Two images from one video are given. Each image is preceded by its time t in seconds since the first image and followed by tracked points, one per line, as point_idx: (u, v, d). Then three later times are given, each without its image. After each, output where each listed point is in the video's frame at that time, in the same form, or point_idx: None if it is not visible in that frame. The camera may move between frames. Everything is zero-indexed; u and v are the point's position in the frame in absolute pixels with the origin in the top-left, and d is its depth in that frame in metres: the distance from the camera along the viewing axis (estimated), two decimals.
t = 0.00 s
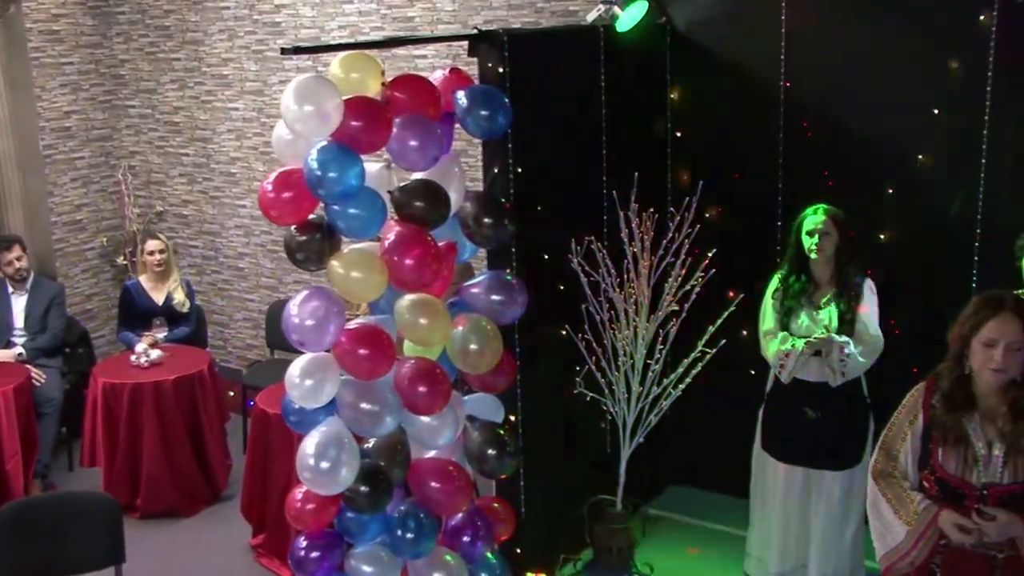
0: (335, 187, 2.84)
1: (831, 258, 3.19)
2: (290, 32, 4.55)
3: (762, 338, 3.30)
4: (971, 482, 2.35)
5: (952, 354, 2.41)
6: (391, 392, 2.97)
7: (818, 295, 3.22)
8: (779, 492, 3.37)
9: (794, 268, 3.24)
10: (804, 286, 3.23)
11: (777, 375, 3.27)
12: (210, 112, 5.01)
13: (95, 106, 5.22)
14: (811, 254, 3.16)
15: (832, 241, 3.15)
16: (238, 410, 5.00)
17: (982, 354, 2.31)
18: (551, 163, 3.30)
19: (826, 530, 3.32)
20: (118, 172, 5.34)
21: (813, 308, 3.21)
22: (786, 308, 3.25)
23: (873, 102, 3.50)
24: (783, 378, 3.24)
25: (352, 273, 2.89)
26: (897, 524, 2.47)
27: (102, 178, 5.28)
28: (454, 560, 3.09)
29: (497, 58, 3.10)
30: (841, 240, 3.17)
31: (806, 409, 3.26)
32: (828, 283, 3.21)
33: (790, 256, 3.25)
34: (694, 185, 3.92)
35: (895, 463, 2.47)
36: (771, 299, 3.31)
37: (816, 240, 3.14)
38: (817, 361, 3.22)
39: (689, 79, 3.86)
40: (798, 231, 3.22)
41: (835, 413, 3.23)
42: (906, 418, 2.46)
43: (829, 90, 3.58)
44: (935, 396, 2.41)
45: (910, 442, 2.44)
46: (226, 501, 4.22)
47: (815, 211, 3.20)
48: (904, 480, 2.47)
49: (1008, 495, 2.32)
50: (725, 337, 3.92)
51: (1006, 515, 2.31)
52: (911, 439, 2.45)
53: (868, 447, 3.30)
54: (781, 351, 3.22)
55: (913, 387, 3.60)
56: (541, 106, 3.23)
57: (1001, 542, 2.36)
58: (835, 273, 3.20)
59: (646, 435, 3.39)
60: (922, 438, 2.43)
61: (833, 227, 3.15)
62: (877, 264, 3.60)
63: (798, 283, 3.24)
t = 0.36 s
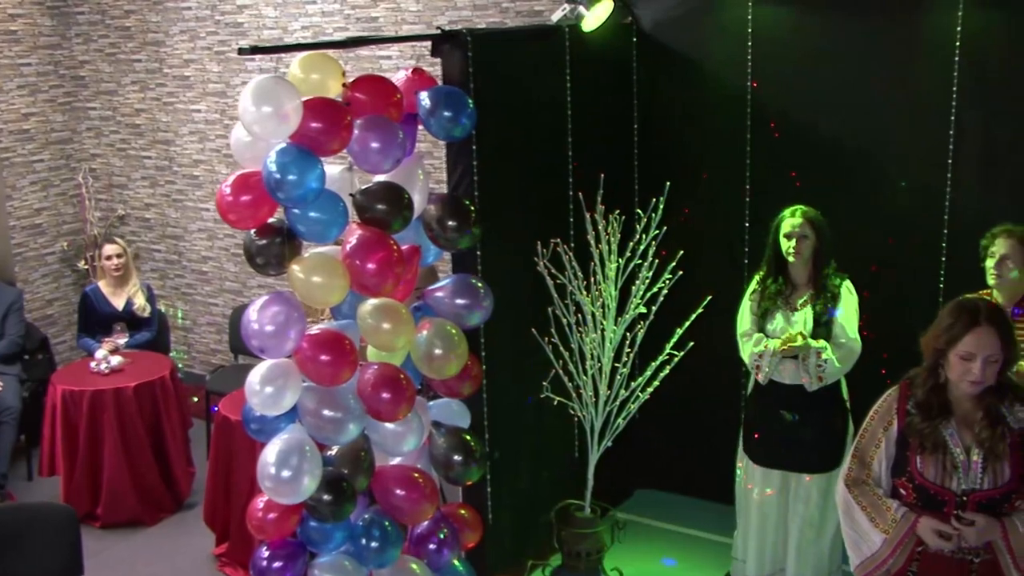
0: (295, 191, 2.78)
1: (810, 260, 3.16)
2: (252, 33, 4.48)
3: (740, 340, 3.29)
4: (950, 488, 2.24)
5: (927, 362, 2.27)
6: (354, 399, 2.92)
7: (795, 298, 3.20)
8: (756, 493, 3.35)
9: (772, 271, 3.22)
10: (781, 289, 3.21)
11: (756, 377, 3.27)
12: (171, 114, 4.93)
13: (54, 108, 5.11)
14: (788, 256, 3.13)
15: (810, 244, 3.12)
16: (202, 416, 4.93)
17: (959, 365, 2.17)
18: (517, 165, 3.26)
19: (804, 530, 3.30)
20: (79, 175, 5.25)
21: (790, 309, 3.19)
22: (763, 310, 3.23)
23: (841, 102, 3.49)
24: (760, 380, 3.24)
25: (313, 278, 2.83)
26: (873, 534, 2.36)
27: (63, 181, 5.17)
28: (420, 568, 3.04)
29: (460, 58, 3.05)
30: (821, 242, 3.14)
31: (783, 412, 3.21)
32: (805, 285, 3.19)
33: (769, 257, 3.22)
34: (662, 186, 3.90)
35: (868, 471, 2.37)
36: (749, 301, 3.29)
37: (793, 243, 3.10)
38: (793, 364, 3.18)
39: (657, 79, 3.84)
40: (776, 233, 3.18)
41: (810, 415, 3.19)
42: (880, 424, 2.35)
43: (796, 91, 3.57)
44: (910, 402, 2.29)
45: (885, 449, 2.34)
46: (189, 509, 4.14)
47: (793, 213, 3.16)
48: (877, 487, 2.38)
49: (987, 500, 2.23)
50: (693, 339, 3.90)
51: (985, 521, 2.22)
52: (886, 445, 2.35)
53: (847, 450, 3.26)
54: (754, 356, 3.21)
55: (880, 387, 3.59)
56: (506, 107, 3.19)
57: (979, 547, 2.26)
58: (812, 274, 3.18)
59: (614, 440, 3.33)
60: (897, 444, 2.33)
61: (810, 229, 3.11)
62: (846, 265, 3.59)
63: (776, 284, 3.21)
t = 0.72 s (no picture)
0: (258, 193, 2.71)
1: (784, 262, 3.14)
2: (219, 33, 4.42)
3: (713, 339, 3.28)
4: (941, 495, 2.16)
5: (907, 372, 2.16)
6: (321, 405, 2.86)
7: (767, 301, 3.19)
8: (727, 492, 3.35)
9: (746, 272, 3.22)
10: (754, 292, 3.22)
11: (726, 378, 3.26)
12: (137, 116, 4.85)
13: (17, 109, 5.02)
14: (765, 260, 3.11)
15: (787, 248, 3.10)
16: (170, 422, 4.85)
17: (945, 374, 2.08)
18: (486, 166, 3.22)
19: (774, 533, 3.28)
20: (43, 177, 5.16)
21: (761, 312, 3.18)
22: (736, 311, 3.22)
23: (812, 102, 3.48)
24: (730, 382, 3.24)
25: (277, 282, 2.78)
26: (863, 549, 2.25)
27: (26, 183, 5.08)
28: None
29: (427, 57, 3.01)
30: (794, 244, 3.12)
31: (754, 414, 3.20)
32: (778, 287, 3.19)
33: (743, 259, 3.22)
34: (632, 186, 3.87)
35: (851, 485, 2.25)
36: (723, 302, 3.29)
37: (771, 247, 3.08)
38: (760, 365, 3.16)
39: (627, 79, 3.81)
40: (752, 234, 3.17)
41: (784, 418, 3.16)
42: (860, 435, 2.22)
43: (767, 90, 3.55)
44: (892, 412, 2.19)
45: (868, 460, 2.22)
46: (155, 516, 4.07)
47: (771, 214, 3.15)
48: (859, 499, 2.26)
49: (976, 503, 2.16)
50: (666, 341, 3.88)
51: (975, 524, 2.16)
52: (868, 457, 2.22)
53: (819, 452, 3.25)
54: (723, 354, 3.19)
55: (853, 389, 3.58)
56: (474, 108, 3.16)
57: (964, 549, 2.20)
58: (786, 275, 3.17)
59: (585, 443, 3.32)
60: (880, 455, 2.21)
61: (788, 233, 3.09)
62: (818, 266, 3.57)
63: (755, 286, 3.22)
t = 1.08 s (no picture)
0: (220, 198, 2.65)
1: (756, 263, 3.13)
2: (184, 34, 4.36)
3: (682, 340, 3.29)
4: (926, 499, 2.12)
5: (881, 375, 2.12)
6: (287, 412, 2.82)
7: (738, 302, 3.18)
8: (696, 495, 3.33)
9: (717, 273, 3.21)
10: (724, 292, 3.20)
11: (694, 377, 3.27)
12: (102, 118, 4.77)
13: None
14: (737, 259, 3.10)
15: (758, 247, 3.09)
16: (137, 429, 4.78)
17: (921, 369, 2.06)
18: (455, 169, 3.18)
19: (744, 535, 3.27)
20: (6, 181, 5.07)
21: (731, 313, 3.18)
22: (705, 312, 3.23)
23: (782, 103, 3.46)
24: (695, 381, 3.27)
25: (241, 288, 2.72)
26: (852, 562, 2.18)
27: None
28: None
29: (393, 59, 2.97)
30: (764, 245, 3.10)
31: (722, 416, 3.18)
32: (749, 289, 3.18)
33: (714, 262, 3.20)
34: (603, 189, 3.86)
35: (834, 498, 2.19)
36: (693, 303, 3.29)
37: (742, 246, 3.07)
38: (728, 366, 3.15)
39: (598, 80, 3.79)
40: (723, 235, 3.16)
41: (754, 421, 3.14)
42: (840, 446, 2.17)
43: (738, 91, 3.54)
44: (869, 419, 2.15)
45: (850, 471, 2.16)
46: (122, 525, 4.00)
47: (741, 215, 3.13)
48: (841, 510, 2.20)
49: (956, 504, 2.14)
50: (638, 345, 3.85)
51: (956, 525, 2.14)
52: (850, 468, 2.16)
53: (789, 454, 3.23)
54: (693, 356, 3.22)
55: (824, 391, 3.57)
56: (442, 111, 3.12)
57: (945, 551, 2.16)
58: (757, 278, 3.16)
59: (557, 448, 3.30)
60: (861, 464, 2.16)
61: (759, 232, 3.08)
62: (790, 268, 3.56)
63: (722, 288, 3.20)
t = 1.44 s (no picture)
0: (183, 203, 2.59)
1: (726, 266, 3.12)
2: (151, 35, 4.30)
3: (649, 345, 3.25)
4: (898, 508, 2.09)
5: (846, 383, 2.14)
6: (253, 419, 2.77)
7: (707, 306, 3.16)
8: (666, 500, 3.31)
9: (686, 276, 3.19)
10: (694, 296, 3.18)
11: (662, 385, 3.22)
12: (68, 120, 4.70)
13: None
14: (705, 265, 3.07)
15: (727, 250, 3.06)
16: (104, 436, 4.70)
17: (883, 375, 2.07)
18: (424, 171, 3.15)
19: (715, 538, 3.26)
20: None
21: (701, 318, 3.15)
22: (672, 316, 3.20)
23: (754, 104, 3.45)
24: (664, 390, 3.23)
25: (205, 293, 2.67)
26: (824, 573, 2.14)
27: None
28: None
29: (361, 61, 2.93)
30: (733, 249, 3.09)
31: (690, 421, 3.17)
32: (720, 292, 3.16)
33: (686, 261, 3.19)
34: (574, 191, 3.85)
35: (806, 507, 2.16)
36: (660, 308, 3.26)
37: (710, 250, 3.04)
38: (699, 372, 3.13)
39: (569, 81, 3.77)
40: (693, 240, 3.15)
41: (725, 425, 3.13)
42: (812, 455, 2.14)
43: (709, 92, 3.52)
44: (841, 427, 2.13)
45: (822, 479, 2.14)
46: (88, 535, 3.93)
47: (710, 217, 3.13)
48: (814, 519, 2.17)
49: (929, 511, 2.12)
50: (611, 349, 3.83)
51: (928, 533, 2.12)
52: (822, 477, 2.14)
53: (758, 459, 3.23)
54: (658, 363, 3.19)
55: (797, 393, 3.56)
56: (409, 112, 3.07)
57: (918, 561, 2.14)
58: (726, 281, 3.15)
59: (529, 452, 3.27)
60: (833, 473, 2.14)
61: (727, 235, 3.07)
62: (763, 270, 3.55)
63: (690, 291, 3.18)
